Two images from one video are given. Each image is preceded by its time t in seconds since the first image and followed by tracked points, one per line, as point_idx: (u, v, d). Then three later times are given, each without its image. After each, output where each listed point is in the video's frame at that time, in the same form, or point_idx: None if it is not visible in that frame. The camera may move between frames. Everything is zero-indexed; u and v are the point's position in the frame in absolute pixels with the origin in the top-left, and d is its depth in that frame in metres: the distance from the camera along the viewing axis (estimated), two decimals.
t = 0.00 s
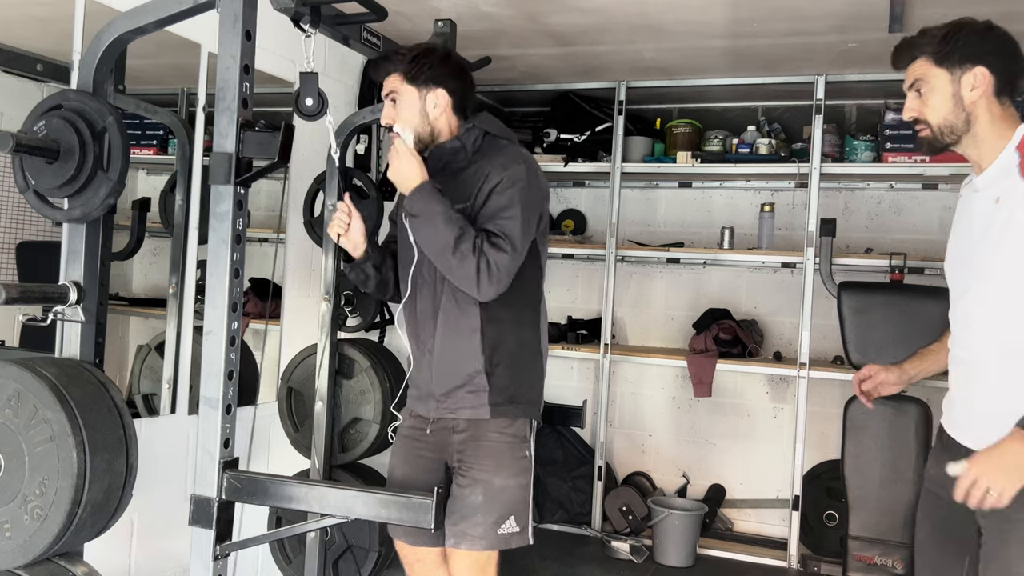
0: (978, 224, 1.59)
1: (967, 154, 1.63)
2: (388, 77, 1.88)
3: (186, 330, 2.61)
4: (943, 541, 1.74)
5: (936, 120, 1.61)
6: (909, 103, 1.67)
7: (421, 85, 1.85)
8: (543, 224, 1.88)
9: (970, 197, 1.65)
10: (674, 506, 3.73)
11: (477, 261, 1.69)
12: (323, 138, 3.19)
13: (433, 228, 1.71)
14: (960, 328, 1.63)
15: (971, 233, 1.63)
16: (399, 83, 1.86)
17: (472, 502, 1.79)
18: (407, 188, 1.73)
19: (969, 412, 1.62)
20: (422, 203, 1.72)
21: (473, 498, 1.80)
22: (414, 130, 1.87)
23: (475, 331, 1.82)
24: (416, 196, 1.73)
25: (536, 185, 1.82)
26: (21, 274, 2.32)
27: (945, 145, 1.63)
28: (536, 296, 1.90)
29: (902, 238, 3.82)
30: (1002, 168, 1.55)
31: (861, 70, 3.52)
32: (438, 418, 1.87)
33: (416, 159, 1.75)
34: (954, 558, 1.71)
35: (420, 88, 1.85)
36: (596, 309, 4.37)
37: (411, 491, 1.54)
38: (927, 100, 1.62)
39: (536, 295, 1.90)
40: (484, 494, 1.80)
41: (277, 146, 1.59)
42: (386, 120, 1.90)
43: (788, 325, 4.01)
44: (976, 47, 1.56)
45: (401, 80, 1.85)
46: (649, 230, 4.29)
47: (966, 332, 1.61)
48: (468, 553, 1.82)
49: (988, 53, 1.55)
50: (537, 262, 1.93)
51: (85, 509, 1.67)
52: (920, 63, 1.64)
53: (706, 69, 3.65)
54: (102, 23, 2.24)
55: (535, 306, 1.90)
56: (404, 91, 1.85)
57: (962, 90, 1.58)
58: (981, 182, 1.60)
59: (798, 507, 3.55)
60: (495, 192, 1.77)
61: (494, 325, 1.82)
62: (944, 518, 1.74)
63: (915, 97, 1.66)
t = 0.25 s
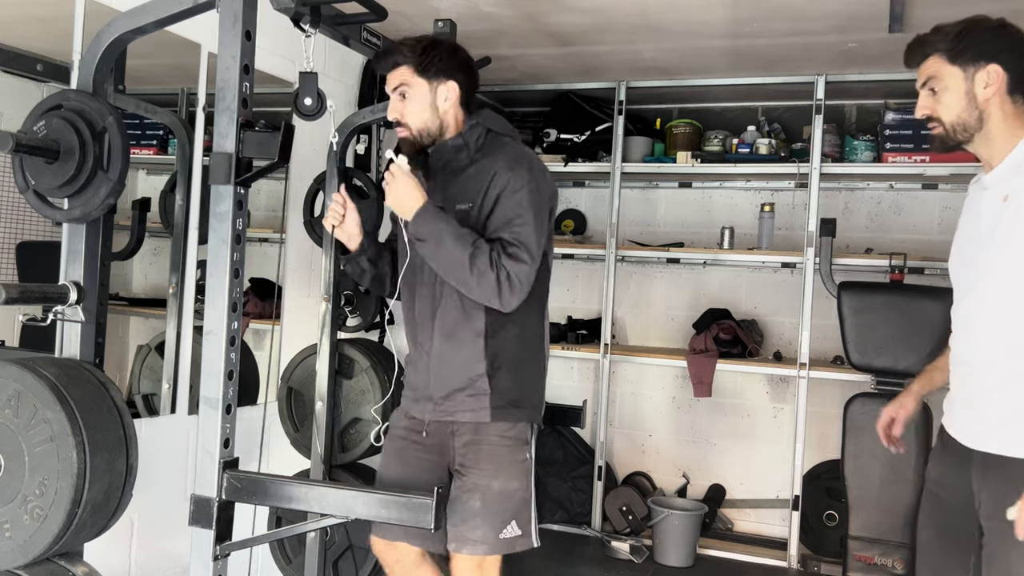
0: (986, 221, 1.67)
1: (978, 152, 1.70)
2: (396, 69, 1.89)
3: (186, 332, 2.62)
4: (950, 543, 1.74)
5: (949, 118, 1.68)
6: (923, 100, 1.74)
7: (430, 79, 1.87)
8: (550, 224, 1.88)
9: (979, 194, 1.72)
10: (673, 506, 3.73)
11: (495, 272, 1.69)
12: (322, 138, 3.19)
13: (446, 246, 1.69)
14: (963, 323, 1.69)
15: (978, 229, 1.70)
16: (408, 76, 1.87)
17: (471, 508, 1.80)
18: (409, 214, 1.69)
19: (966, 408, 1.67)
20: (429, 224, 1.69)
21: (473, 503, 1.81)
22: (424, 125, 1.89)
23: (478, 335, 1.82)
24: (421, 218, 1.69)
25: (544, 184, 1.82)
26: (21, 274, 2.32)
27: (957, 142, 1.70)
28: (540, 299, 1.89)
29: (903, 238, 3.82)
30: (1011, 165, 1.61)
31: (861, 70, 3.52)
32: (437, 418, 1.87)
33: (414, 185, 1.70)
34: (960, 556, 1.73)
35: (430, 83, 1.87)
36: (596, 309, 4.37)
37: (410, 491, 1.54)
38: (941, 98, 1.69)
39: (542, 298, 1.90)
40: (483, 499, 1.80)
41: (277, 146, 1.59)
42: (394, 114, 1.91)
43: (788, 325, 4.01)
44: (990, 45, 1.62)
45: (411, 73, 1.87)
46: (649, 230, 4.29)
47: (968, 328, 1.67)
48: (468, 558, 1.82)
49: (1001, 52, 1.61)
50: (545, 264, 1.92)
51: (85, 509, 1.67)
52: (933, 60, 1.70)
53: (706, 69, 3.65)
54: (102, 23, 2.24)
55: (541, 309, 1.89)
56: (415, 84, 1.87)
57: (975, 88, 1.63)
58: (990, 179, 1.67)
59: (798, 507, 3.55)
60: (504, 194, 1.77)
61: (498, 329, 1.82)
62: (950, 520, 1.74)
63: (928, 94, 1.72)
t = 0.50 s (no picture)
0: (993, 217, 1.66)
1: (987, 151, 1.73)
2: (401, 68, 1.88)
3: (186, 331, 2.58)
4: (948, 542, 1.75)
5: (961, 116, 1.71)
6: (934, 99, 1.76)
7: (439, 77, 1.89)
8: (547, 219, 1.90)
9: (985, 192, 1.73)
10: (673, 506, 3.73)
11: (507, 277, 1.70)
12: (322, 138, 3.19)
13: (457, 264, 1.69)
14: (966, 321, 1.69)
15: (984, 225, 1.69)
16: (417, 75, 1.87)
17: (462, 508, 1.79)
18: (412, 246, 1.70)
19: (968, 406, 1.67)
20: (437, 246, 1.69)
21: (465, 503, 1.80)
22: (432, 121, 1.91)
23: (476, 329, 1.82)
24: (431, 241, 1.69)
25: (543, 178, 1.82)
26: (21, 274, 2.32)
27: (969, 141, 1.72)
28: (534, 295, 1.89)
29: (903, 238, 3.82)
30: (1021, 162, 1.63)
31: (861, 70, 3.52)
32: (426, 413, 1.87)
33: (407, 219, 1.70)
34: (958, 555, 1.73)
35: (440, 81, 1.89)
36: (596, 309, 4.37)
37: (410, 491, 1.53)
38: (953, 96, 1.72)
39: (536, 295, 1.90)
40: (475, 499, 1.80)
41: (277, 146, 1.59)
42: (401, 113, 1.92)
43: (788, 325, 4.01)
44: (1003, 44, 1.65)
45: (421, 71, 1.87)
46: (649, 230, 4.29)
47: (971, 326, 1.67)
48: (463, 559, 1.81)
49: (1015, 50, 1.64)
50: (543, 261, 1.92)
51: (85, 509, 1.67)
52: (946, 58, 1.73)
53: (706, 69, 3.65)
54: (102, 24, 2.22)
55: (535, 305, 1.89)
56: (423, 82, 1.88)
57: (988, 86, 1.66)
58: (998, 177, 1.69)
59: (798, 507, 3.55)
60: (507, 194, 1.78)
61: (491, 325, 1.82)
62: (950, 521, 1.74)
63: (940, 93, 1.75)
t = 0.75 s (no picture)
0: (997, 217, 1.67)
1: (994, 150, 1.73)
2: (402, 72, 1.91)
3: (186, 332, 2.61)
4: (950, 543, 1.75)
5: (969, 115, 1.71)
6: (941, 96, 1.76)
7: (435, 81, 1.95)
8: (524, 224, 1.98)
9: (990, 191, 1.73)
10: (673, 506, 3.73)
11: (504, 283, 1.78)
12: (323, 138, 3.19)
13: (456, 276, 1.75)
14: (967, 321, 1.70)
15: (987, 225, 1.70)
16: (417, 79, 1.92)
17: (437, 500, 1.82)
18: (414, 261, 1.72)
19: (969, 406, 1.68)
20: (437, 261, 1.74)
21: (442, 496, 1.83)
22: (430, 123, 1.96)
23: (454, 327, 1.88)
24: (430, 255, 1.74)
25: (526, 185, 1.91)
26: (21, 274, 2.32)
27: (976, 139, 1.73)
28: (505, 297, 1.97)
29: (903, 238, 3.82)
30: None
31: (861, 70, 3.52)
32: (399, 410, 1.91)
33: (401, 240, 1.71)
34: (960, 556, 1.73)
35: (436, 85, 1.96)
36: (596, 309, 4.37)
37: (411, 491, 1.52)
38: (961, 94, 1.72)
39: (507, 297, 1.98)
40: (451, 492, 1.83)
41: (277, 146, 1.59)
42: (398, 114, 1.94)
43: (788, 325, 4.01)
44: (1012, 43, 1.65)
45: (422, 74, 1.92)
46: (649, 230, 4.29)
47: (974, 325, 1.68)
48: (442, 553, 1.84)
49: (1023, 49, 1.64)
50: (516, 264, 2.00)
51: (85, 509, 1.67)
52: (954, 56, 1.73)
53: (706, 69, 3.64)
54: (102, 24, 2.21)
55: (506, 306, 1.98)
56: (424, 87, 1.93)
57: (997, 85, 1.67)
58: (1003, 176, 1.69)
59: (798, 507, 3.55)
60: (496, 203, 1.85)
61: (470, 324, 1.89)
62: (954, 523, 1.74)
63: (948, 90, 1.75)
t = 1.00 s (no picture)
0: (1002, 217, 1.66)
1: (998, 150, 1.73)
2: (410, 71, 1.94)
3: (186, 331, 2.57)
4: (952, 543, 1.75)
5: (974, 114, 1.72)
6: (947, 95, 1.78)
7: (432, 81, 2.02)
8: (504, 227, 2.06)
9: (994, 191, 1.72)
10: (673, 506, 3.73)
11: (504, 286, 1.84)
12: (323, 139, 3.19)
13: (460, 281, 1.79)
14: (968, 321, 1.70)
15: (992, 225, 1.69)
16: (421, 77, 1.97)
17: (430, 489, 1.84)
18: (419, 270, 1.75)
19: (970, 406, 1.68)
20: (442, 268, 1.77)
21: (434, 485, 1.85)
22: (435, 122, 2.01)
23: (445, 322, 1.92)
24: (434, 262, 1.76)
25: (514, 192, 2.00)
26: (21, 274, 2.32)
27: (981, 138, 1.73)
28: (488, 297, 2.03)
29: (903, 238, 3.82)
30: None
31: (861, 70, 3.52)
32: (388, 406, 1.93)
33: (407, 248, 1.73)
34: (962, 555, 1.74)
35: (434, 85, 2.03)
36: (596, 309, 4.37)
37: (410, 491, 1.51)
38: (966, 93, 1.73)
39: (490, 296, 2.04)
40: (443, 480, 1.85)
41: (277, 146, 1.59)
42: (410, 114, 1.96)
43: (788, 325, 4.01)
44: (1017, 43, 1.65)
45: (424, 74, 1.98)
46: (649, 230, 4.29)
47: (975, 326, 1.68)
48: (433, 541, 1.85)
49: None
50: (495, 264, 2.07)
51: (85, 509, 1.67)
52: (961, 56, 1.74)
53: (706, 69, 3.64)
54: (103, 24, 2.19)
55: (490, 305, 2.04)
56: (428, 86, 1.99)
57: (1002, 84, 1.67)
58: (1007, 177, 1.68)
59: (798, 507, 3.55)
60: (491, 208, 1.92)
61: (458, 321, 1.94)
62: (957, 523, 1.74)
63: (954, 89, 1.75)
